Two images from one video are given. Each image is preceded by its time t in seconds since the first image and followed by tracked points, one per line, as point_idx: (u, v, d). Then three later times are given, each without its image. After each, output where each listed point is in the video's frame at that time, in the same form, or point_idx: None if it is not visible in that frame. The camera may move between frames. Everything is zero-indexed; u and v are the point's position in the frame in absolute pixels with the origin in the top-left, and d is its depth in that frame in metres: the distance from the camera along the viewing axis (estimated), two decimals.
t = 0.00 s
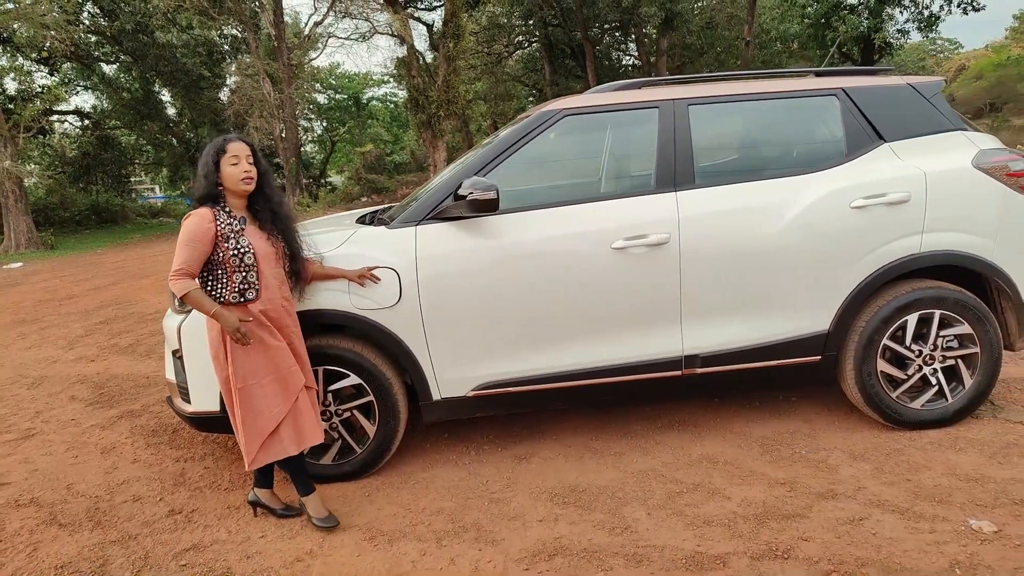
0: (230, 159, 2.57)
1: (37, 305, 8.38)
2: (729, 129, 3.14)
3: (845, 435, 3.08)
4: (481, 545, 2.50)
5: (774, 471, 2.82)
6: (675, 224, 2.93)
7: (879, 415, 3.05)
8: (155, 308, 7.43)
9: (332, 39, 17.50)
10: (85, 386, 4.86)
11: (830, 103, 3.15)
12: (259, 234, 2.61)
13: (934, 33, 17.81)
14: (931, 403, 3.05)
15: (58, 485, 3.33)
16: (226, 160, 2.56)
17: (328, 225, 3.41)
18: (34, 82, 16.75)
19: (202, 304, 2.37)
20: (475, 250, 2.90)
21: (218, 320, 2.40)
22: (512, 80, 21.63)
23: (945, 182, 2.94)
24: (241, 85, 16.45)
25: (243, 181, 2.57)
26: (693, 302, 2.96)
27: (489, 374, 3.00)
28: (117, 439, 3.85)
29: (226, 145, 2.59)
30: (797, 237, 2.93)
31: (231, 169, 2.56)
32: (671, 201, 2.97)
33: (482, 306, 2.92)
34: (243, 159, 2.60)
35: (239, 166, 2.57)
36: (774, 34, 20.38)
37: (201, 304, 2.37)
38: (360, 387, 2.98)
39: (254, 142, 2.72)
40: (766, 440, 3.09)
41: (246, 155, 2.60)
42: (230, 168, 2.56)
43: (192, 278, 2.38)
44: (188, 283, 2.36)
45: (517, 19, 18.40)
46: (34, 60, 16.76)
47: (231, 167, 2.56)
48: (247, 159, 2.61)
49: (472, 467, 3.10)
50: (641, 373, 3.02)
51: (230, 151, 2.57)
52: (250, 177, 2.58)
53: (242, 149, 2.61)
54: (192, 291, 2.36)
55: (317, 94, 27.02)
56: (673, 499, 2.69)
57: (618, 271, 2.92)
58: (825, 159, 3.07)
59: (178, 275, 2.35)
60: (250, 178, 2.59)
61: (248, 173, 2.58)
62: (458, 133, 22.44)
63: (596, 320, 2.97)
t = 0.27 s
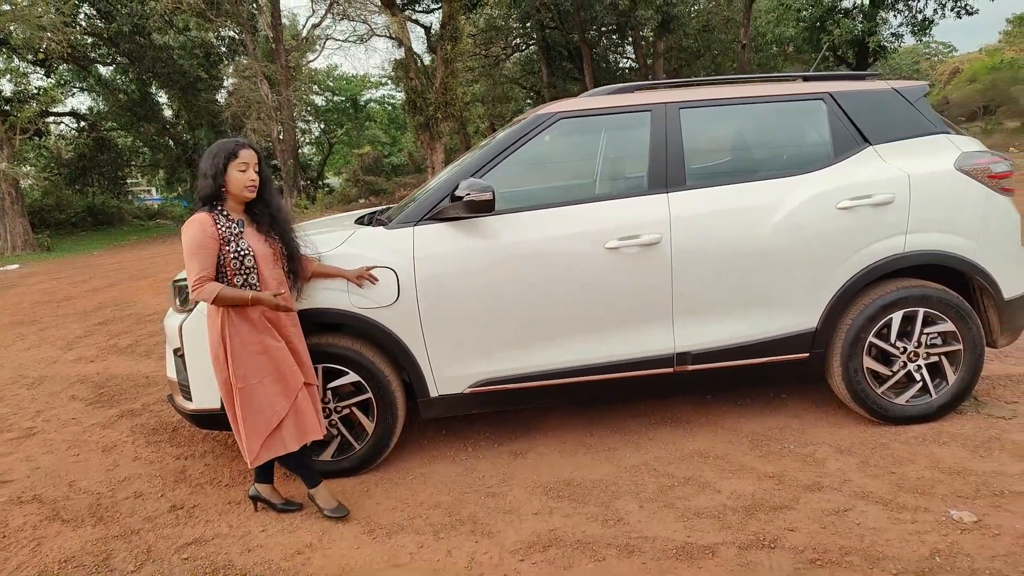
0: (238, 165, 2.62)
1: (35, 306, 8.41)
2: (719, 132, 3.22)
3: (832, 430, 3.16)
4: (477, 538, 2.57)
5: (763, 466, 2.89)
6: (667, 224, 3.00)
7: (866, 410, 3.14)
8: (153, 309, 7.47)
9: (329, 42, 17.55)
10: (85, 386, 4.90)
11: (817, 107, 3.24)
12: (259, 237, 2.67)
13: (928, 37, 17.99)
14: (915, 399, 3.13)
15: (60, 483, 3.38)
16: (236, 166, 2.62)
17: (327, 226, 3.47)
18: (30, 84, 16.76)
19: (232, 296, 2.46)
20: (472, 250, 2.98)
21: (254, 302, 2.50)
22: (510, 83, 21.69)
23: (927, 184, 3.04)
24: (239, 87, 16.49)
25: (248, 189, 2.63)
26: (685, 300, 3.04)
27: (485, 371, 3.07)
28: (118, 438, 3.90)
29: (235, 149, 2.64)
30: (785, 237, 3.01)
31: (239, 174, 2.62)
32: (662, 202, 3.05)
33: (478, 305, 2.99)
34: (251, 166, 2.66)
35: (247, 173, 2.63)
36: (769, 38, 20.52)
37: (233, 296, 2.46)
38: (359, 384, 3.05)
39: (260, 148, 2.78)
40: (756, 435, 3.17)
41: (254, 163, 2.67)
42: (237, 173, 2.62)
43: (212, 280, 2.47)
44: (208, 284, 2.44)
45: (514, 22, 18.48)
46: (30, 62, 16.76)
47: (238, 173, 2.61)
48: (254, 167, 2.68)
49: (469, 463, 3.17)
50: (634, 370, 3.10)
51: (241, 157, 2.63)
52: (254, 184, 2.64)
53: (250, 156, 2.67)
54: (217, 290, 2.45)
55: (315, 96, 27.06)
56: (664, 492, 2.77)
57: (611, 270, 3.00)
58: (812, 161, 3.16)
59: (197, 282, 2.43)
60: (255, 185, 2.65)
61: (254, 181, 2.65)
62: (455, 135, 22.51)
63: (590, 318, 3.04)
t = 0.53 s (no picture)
0: (225, 164, 2.70)
1: (33, 308, 8.44)
2: (708, 133, 3.29)
3: (820, 425, 3.23)
4: (471, 530, 2.63)
5: (751, 459, 2.96)
6: (657, 223, 3.07)
7: (853, 405, 3.21)
8: (151, 310, 7.51)
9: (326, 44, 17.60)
10: (83, 386, 4.95)
11: (803, 109, 3.32)
12: (257, 235, 2.75)
13: (922, 39, 18.14)
14: (900, 393, 3.21)
15: (60, 479, 3.43)
16: (221, 164, 2.70)
17: (324, 226, 3.53)
18: (27, 86, 16.78)
19: (247, 283, 2.53)
20: (467, 248, 3.04)
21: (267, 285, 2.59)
22: (507, 85, 21.76)
23: (910, 184, 3.13)
24: (236, 89, 16.53)
25: (236, 186, 2.69)
26: (674, 297, 3.11)
27: (480, 368, 3.13)
28: (117, 436, 3.95)
29: (222, 150, 2.73)
30: (771, 235, 3.08)
31: (227, 173, 2.69)
32: (652, 202, 3.12)
33: (473, 303, 3.06)
34: (239, 164, 2.73)
35: (234, 170, 2.70)
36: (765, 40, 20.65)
37: (248, 283, 2.53)
38: (355, 381, 3.10)
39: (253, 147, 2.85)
40: (745, 430, 3.24)
41: (241, 160, 2.73)
42: (224, 172, 2.69)
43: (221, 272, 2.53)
44: (222, 277, 2.50)
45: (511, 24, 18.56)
46: (27, 64, 16.78)
47: (225, 171, 2.69)
48: (242, 164, 2.74)
49: (463, 458, 3.23)
50: (625, 366, 3.16)
51: (227, 156, 2.71)
52: (243, 181, 2.70)
53: (238, 154, 2.73)
54: (231, 281, 2.51)
55: (312, 98, 27.10)
56: (655, 485, 2.83)
57: (602, 268, 3.06)
58: (798, 162, 3.23)
59: (210, 275, 2.49)
60: (244, 182, 2.71)
61: (242, 178, 2.70)
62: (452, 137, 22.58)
63: (582, 315, 3.10)
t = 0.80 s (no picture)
0: (225, 163, 2.75)
1: (31, 308, 8.47)
2: (699, 135, 3.34)
3: (809, 422, 3.28)
4: (466, 525, 2.68)
5: (741, 455, 3.01)
6: (649, 224, 3.12)
7: (842, 403, 3.26)
8: (149, 311, 7.54)
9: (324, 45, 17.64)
10: (82, 385, 4.98)
11: (793, 111, 3.38)
12: (257, 234, 2.79)
13: (918, 42, 18.24)
14: (888, 391, 3.27)
15: (60, 477, 3.47)
16: (223, 163, 2.75)
17: (322, 226, 3.58)
18: (24, 87, 16.79)
19: (229, 279, 2.55)
20: (463, 248, 3.09)
21: (251, 279, 2.58)
22: (506, 86, 21.81)
23: (899, 186, 3.18)
24: (234, 90, 16.56)
25: (237, 184, 2.74)
26: (667, 296, 3.16)
27: (475, 366, 3.18)
28: (116, 434, 3.99)
29: (223, 149, 2.78)
30: (761, 236, 3.14)
31: (227, 171, 2.74)
32: (645, 203, 3.17)
33: (468, 302, 3.10)
34: (239, 163, 2.77)
35: (234, 169, 2.74)
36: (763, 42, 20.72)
37: (230, 279, 2.55)
38: (352, 379, 3.15)
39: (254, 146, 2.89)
40: (736, 427, 3.29)
41: (241, 159, 2.78)
42: (225, 171, 2.74)
43: (209, 269, 2.56)
44: (206, 272, 2.53)
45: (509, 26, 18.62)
46: (24, 65, 16.80)
47: (226, 171, 2.74)
48: (243, 162, 2.78)
49: (459, 455, 3.27)
50: (619, 364, 3.21)
51: (227, 155, 2.75)
52: (243, 179, 2.74)
53: (238, 153, 2.78)
54: (213, 277, 2.54)
55: (310, 99, 27.14)
56: (646, 481, 2.88)
57: (596, 268, 3.11)
58: (788, 163, 3.29)
59: (196, 272, 2.54)
60: (244, 181, 2.75)
61: (242, 176, 2.75)
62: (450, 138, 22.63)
63: (576, 314, 3.15)
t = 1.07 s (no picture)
0: (226, 167, 2.78)
1: (29, 310, 8.48)
2: (694, 137, 3.38)
3: (803, 421, 3.32)
4: (462, 522, 2.71)
5: (735, 454, 3.05)
6: (644, 225, 3.16)
7: (835, 402, 3.30)
8: (147, 312, 7.56)
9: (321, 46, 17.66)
10: (80, 386, 5.00)
11: (786, 113, 3.41)
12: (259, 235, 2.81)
13: (914, 43, 18.30)
14: (880, 390, 3.31)
15: (59, 476, 3.50)
16: (224, 167, 2.77)
17: (320, 227, 3.60)
18: (20, 88, 16.79)
19: (230, 281, 2.56)
20: (459, 249, 3.12)
21: (252, 283, 2.59)
22: (503, 88, 21.84)
23: (890, 187, 3.22)
24: (232, 91, 16.57)
25: (237, 189, 2.76)
26: (661, 297, 3.19)
27: (471, 366, 3.21)
28: (115, 434, 4.02)
29: (223, 153, 2.81)
30: (754, 236, 3.17)
31: (228, 175, 2.77)
32: (639, 204, 3.20)
33: (464, 302, 3.13)
34: (239, 167, 2.79)
35: (234, 173, 2.77)
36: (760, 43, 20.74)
37: (231, 281, 2.56)
38: (350, 379, 3.17)
39: (256, 149, 2.91)
40: (730, 426, 3.32)
41: (242, 163, 2.80)
42: (226, 175, 2.77)
43: (210, 271, 2.59)
44: (207, 274, 2.56)
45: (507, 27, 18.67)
46: (21, 66, 16.80)
47: (226, 174, 2.76)
48: (243, 166, 2.80)
49: (455, 454, 3.30)
50: (614, 364, 3.24)
51: (228, 159, 2.78)
52: (243, 183, 2.76)
53: (238, 156, 2.80)
54: (214, 279, 2.56)
55: (308, 100, 27.15)
56: (641, 479, 2.91)
57: (591, 269, 3.15)
58: (781, 164, 3.33)
59: (197, 273, 2.56)
60: (244, 185, 2.77)
61: (242, 181, 2.77)
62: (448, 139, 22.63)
63: (571, 315, 3.18)
